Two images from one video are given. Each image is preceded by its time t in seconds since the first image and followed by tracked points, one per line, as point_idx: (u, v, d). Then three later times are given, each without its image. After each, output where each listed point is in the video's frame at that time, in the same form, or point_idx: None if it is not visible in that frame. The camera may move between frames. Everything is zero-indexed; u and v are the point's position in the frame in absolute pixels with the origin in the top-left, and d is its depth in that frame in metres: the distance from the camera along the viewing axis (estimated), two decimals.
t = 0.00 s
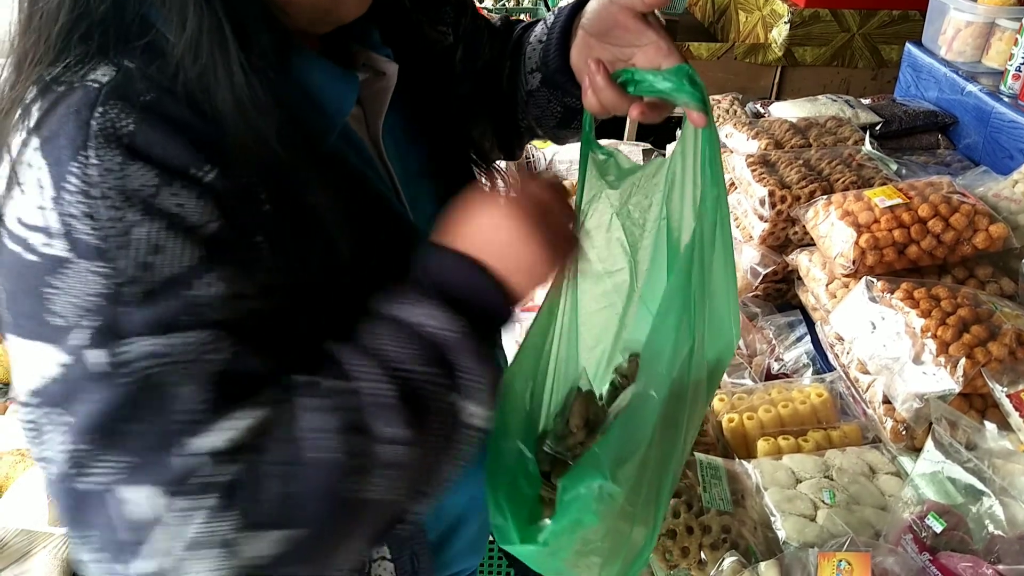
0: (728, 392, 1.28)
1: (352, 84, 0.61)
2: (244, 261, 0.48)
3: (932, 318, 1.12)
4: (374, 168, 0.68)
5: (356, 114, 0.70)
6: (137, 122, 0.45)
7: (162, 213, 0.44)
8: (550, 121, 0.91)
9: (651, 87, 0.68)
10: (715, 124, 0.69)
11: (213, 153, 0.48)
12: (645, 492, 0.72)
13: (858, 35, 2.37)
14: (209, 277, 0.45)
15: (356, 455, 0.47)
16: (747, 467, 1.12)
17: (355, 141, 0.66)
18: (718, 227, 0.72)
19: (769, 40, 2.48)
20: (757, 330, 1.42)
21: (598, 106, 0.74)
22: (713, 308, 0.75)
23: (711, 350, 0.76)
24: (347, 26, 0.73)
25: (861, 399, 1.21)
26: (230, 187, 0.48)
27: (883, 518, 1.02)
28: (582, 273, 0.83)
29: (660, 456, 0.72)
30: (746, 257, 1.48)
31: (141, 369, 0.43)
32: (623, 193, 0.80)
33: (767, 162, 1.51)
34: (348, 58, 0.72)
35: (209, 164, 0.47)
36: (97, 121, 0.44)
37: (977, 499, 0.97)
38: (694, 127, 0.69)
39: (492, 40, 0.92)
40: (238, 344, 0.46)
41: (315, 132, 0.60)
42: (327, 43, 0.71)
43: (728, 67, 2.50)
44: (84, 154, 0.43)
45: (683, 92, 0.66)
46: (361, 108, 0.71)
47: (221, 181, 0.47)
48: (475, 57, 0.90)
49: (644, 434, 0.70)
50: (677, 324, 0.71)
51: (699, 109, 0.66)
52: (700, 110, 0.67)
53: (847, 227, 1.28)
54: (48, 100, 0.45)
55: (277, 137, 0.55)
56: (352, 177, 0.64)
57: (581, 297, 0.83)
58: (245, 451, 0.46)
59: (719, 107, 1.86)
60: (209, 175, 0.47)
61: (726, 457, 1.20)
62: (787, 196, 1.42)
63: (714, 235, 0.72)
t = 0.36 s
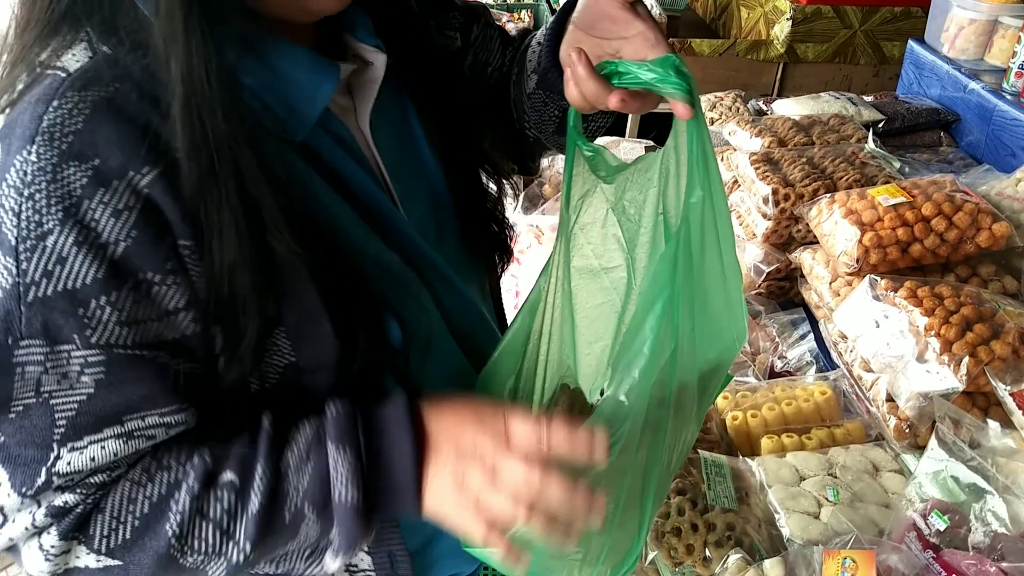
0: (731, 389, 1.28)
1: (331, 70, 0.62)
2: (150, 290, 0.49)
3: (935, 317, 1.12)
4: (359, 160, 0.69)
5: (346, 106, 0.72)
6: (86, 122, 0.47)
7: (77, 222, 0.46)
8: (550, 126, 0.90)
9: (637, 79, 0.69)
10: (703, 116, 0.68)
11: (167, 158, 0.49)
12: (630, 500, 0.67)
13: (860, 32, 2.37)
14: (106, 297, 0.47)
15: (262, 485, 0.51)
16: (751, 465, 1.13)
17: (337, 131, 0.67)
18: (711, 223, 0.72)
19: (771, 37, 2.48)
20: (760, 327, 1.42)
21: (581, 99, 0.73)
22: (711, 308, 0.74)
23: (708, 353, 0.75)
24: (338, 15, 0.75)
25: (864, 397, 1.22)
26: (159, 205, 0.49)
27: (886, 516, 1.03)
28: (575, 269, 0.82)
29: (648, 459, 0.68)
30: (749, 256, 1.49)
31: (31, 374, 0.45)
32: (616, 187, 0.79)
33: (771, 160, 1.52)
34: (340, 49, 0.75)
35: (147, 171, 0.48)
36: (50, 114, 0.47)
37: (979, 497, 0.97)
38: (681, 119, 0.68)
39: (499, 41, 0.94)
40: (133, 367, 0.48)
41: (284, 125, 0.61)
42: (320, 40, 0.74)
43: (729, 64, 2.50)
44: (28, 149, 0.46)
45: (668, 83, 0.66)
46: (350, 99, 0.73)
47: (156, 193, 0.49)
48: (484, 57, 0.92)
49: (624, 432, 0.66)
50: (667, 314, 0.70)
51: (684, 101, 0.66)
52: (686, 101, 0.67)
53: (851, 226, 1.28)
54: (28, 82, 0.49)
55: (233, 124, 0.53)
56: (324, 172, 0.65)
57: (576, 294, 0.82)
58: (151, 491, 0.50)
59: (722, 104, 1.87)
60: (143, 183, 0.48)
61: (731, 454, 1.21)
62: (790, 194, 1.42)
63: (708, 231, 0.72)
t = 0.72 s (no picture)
0: (731, 389, 1.28)
1: (308, 55, 0.70)
2: (89, 244, 0.57)
3: (934, 317, 1.13)
4: (334, 145, 0.75)
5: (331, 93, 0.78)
6: (54, 81, 0.56)
7: (27, 171, 0.54)
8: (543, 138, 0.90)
9: (617, 82, 0.68)
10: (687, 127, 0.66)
11: (125, 125, 0.58)
12: (580, 519, 0.66)
13: (860, 31, 2.38)
14: (42, 246, 0.54)
15: (145, 497, 0.54)
16: (750, 465, 1.13)
17: (313, 116, 0.74)
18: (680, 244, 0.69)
19: (771, 36, 2.48)
20: (760, 327, 1.42)
21: (564, 100, 0.74)
22: (684, 331, 0.71)
23: (684, 377, 0.72)
24: None
25: (863, 397, 1.22)
26: (111, 164, 0.57)
27: (885, 515, 1.03)
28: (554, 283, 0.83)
29: (606, 482, 0.67)
30: (748, 256, 1.49)
31: None
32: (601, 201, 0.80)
33: (770, 160, 1.52)
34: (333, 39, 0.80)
35: (103, 134, 0.57)
36: (24, 69, 0.56)
37: (980, 496, 0.95)
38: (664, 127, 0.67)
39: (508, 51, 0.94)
40: (58, 316, 0.55)
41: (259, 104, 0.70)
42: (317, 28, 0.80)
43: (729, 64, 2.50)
44: None
45: (650, 87, 0.65)
46: (335, 88, 0.78)
47: (109, 155, 0.57)
48: (490, 66, 0.94)
49: (570, 446, 0.65)
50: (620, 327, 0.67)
51: (665, 106, 0.64)
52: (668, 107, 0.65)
53: (850, 226, 1.28)
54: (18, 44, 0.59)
55: (199, 95, 0.63)
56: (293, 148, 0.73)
57: (556, 309, 0.83)
58: (45, 462, 0.55)
59: (721, 104, 1.87)
60: (99, 145, 0.57)
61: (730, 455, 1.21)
62: (790, 194, 1.42)
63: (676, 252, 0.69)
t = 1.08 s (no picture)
0: (731, 407, 1.28)
1: (280, 90, 0.66)
2: (30, 259, 0.56)
3: (934, 337, 1.13)
4: (308, 182, 0.71)
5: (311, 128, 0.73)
6: (18, 98, 0.57)
7: None
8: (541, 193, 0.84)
9: (568, 140, 0.64)
10: (631, 184, 0.63)
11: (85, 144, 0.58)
12: None
13: (860, 39, 2.39)
14: None
15: (54, 478, 0.51)
16: (751, 485, 1.13)
17: (287, 148, 0.70)
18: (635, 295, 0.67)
19: (772, 45, 2.48)
20: (760, 343, 1.42)
21: (519, 154, 0.67)
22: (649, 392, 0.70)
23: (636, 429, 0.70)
24: (325, 25, 0.75)
25: (863, 417, 1.22)
26: (63, 185, 0.57)
27: (886, 536, 1.05)
28: (524, 335, 0.74)
29: (552, 552, 0.64)
30: (749, 271, 1.49)
31: None
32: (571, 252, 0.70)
33: (771, 175, 1.52)
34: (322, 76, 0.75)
35: (60, 152, 0.57)
36: None
37: (978, 521, 0.95)
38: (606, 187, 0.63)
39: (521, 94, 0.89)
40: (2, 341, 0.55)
41: (227, 132, 0.66)
42: (309, 62, 0.77)
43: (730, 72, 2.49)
44: None
45: (591, 149, 0.61)
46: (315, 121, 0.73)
47: (62, 175, 0.57)
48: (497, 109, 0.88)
49: (516, 514, 0.62)
50: (568, 388, 0.65)
51: (608, 169, 0.61)
52: (607, 168, 0.61)
53: (850, 243, 1.28)
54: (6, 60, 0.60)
55: (160, 113, 0.60)
56: (259, 180, 0.69)
57: (525, 362, 0.74)
58: None
59: (722, 115, 1.87)
60: (54, 164, 0.57)
61: (731, 473, 1.21)
62: (790, 210, 1.42)
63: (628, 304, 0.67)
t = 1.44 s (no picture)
0: (724, 417, 1.29)
1: (173, 116, 0.60)
2: None
3: (925, 349, 1.14)
4: (209, 214, 0.65)
5: (212, 157, 0.65)
6: None
7: None
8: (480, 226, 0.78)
9: (499, 180, 0.60)
10: (570, 227, 0.59)
11: None
12: None
13: (859, 45, 2.39)
14: None
15: None
16: (742, 495, 1.15)
17: (184, 175, 0.63)
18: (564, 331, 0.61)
19: (771, 50, 2.48)
20: (755, 352, 1.42)
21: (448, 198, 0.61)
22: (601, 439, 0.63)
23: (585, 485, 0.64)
24: (235, 47, 0.68)
25: (855, 427, 1.23)
26: None
27: (875, 548, 1.05)
28: (476, 373, 0.74)
29: None
30: (744, 279, 1.49)
31: None
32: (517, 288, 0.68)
33: (766, 185, 1.52)
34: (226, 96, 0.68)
35: None
36: None
37: (964, 534, 0.97)
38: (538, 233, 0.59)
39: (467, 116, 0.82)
40: None
41: (119, 159, 0.60)
42: (215, 85, 0.68)
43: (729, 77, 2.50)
44: None
45: (525, 191, 0.58)
46: (218, 150, 0.65)
47: None
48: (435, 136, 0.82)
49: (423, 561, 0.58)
50: (499, 413, 0.59)
51: (537, 215, 0.58)
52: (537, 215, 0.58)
53: (843, 254, 1.29)
54: None
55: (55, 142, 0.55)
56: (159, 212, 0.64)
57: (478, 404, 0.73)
58: None
59: (719, 122, 1.88)
60: None
61: (723, 483, 1.22)
62: (785, 219, 1.42)
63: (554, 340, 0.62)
